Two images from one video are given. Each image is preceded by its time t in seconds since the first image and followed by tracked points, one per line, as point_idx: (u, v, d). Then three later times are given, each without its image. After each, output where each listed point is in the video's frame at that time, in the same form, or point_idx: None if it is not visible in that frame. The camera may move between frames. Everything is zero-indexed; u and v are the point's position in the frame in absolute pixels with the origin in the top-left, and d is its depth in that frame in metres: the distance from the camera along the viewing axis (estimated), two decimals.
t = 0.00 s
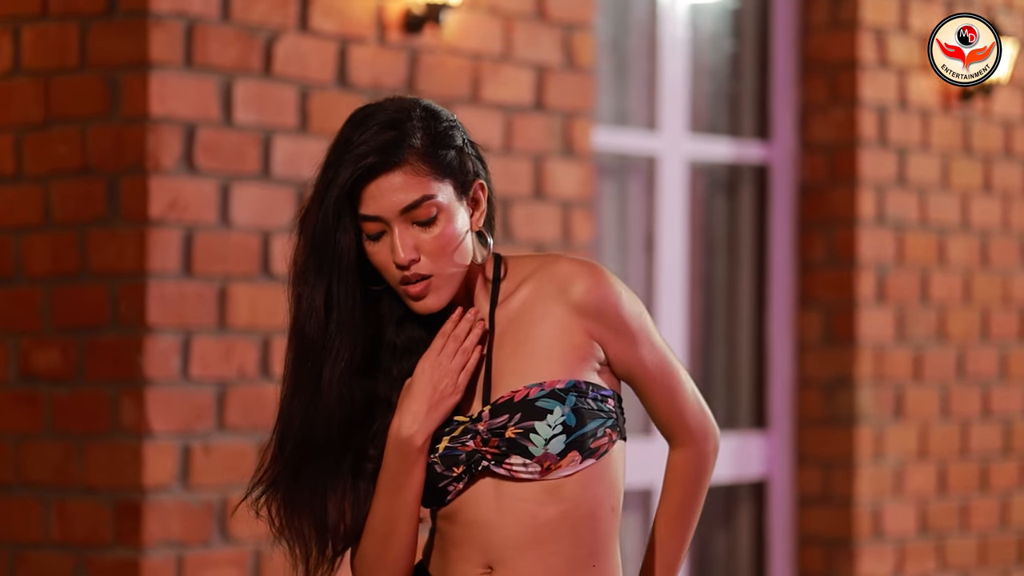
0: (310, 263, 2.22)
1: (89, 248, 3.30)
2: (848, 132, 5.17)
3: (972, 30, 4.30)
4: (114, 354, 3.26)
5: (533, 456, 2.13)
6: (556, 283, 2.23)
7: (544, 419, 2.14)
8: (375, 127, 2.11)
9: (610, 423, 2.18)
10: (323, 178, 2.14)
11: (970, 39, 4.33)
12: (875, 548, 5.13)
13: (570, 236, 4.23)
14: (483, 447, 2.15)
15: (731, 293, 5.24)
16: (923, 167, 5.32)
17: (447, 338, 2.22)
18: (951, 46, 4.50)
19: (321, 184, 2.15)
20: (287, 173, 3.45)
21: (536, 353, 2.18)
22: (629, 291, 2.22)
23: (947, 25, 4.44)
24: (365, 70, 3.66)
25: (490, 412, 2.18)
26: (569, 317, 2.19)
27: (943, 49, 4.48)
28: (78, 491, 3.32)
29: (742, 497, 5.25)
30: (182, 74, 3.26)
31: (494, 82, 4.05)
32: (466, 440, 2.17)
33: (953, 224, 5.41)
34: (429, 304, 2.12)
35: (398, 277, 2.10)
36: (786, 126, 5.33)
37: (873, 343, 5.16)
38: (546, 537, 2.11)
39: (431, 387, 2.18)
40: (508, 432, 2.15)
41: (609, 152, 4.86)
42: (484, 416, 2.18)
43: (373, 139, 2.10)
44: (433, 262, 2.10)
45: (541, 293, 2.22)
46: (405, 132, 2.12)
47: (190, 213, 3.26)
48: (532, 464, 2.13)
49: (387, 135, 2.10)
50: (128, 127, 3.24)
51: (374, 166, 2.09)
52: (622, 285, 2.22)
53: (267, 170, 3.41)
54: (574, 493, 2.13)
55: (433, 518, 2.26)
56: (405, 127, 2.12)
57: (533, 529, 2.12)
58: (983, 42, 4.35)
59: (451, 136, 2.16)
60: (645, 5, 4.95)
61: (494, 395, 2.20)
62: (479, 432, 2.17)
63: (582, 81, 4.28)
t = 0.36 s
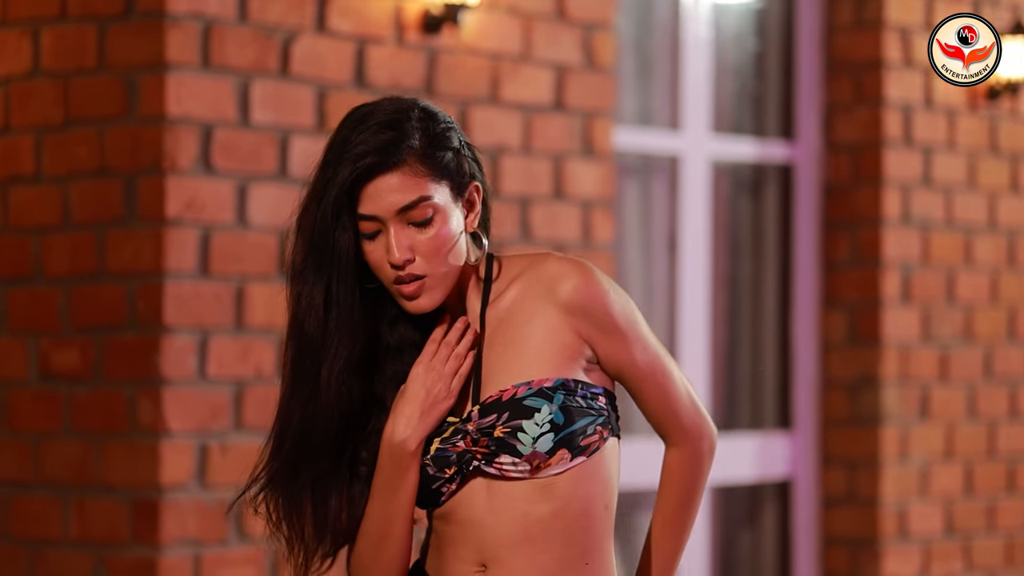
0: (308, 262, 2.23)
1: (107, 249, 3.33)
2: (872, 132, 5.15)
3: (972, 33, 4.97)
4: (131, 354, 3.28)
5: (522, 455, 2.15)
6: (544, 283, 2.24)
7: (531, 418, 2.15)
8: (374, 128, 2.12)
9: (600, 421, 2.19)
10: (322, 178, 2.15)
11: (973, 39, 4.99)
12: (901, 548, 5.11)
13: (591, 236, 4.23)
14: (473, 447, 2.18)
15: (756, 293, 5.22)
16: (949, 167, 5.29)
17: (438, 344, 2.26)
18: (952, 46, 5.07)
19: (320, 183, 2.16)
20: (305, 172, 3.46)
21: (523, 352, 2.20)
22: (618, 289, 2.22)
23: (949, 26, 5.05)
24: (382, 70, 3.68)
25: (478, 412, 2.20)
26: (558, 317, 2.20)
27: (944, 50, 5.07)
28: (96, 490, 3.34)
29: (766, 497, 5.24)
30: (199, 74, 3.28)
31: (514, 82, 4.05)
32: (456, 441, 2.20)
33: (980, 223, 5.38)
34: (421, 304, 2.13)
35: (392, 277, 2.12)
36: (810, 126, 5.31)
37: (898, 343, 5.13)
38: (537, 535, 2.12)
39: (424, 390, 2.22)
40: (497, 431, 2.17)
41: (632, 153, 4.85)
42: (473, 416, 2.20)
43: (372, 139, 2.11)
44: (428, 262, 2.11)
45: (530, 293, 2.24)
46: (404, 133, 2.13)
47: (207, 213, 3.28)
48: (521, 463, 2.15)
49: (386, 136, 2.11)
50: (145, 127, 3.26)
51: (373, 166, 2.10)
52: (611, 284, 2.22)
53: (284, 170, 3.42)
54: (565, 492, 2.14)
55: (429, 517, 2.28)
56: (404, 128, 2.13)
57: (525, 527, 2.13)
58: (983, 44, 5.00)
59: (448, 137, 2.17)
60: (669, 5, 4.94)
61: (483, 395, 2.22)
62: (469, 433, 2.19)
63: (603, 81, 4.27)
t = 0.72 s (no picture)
0: (319, 254, 2.23)
1: (136, 249, 3.35)
2: (907, 132, 5.11)
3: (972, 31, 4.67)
4: (159, 353, 3.30)
5: (525, 451, 2.14)
6: (545, 279, 2.23)
7: (534, 414, 2.15)
8: (386, 123, 2.14)
9: (604, 417, 2.17)
10: (334, 173, 2.15)
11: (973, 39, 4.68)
12: (937, 550, 5.08)
13: (621, 236, 4.22)
14: (477, 445, 2.18)
15: (791, 293, 5.19)
16: (985, 166, 5.26)
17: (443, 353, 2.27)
18: (950, 47, 4.77)
19: (332, 179, 2.16)
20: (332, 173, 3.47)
21: (526, 348, 2.19)
22: (620, 285, 2.22)
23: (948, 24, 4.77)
24: (410, 71, 3.70)
25: (482, 409, 2.19)
26: (560, 314, 2.20)
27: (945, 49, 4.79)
28: (125, 489, 3.36)
29: (802, 499, 5.20)
30: (226, 75, 3.30)
31: (542, 83, 4.06)
32: (461, 440, 2.20)
33: (1017, 223, 5.34)
34: (425, 301, 2.13)
35: (398, 272, 2.12)
36: (846, 126, 5.27)
37: (933, 344, 5.10)
38: (542, 530, 2.12)
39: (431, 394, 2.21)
40: (500, 429, 2.16)
41: (665, 153, 4.84)
42: (477, 413, 2.19)
43: (383, 133, 2.12)
44: (435, 259, 2.11)
45: (531, 290, 2.23)
46: (415, 128, 2.15)
47: (234, 213, 3.30)
48: (525, 460, 2.14)
49: (397, 130, 2.13)
50: (173, 128, 3.28)
51: (384, 161, 2.12)
52: (612, 280, 2.22)
53: (311, 170, 3.44)
54: (569, 487, 2.13)
55: (434, 516, 2.28)
56: (415, 123, 2.15)
57: (530, 523, 2.13)
58: (984, 44, 4.67)
59: (458, 134, 2.18)
60: (701, 6, 4.93)
61: (486, 392, 2.21)
62: (473, 431, 2.19)
63: (632, 81, 4.27)
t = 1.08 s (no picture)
0: (332, 238, 2.20)
1: (169, 249, 3.37)
2: (947, 132, 5.08)
3: (972, 32, 4.90)
4: (191, 353, 3.32)
5: (526, 446, 2.15)
6: (545, 275, 2.24)
7: (534, 409, 2.15)
8: (400, 111, 2.15)
9: (604, 411, 2.18)
10: (349, 159, 2.15)
11: (973, 38, 4.92)
12: (977, 552, 5.05)
13: (655, 237, 4.21)
14: (478, 441, 2.18)
15: (831, 296, 5.16)
16: None
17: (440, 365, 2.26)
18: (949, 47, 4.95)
19: (347, 165, 2.15)
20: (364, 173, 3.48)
21: (526, 344, 2.20)
22: (620, 280, 2.23)
23: (949, 24, 4.92)
24: (443, 71, 3.72)
25: (483, 406, 2.20)
26: (560, 309, 2.20)
27: (946, 48, 4.95)
28: (158, 488, 3.39)
29: (842, 502, 5.16)
30: (258, 76, 3.33)
31: (576, 84, 4.06)
32: (462, 438, 2.20)
33: None
34: (430, 291, 2.14)
35: (406, 261, 2.13)
36: (885, 128, 5.22)
37: (973, 345, 5.08)
38: (545, 524, 2.13)
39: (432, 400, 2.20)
40: (500, 425, 2.16)
41: (702, 154, 4.82)
42: (478, 410, 2.20)
43: (398, 121, 2.14)
44: (443, 249, 2.13)
45: (531, 286, 2.24)
46: (429, 116, 2.16)
47: (265, 214, 3.32)
48: (526, 455, 2.15)
49: (411, 118, 2.15)
50: (205, 129, 3.31)
51: (398, 148, 2.13)
52: (611, 274, 2.23)
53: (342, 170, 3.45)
54: (571, 482, 2.14)
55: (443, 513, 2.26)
56: (429, 113, 2.17)
57: (532, 517, 2.14)
58: (984, 44, 4.93)
59: (469, 127, 2.20)
60: (739, 7, 4.91)
61: (487, 388, 2.22)
62: (474, 428, 2.19)
63: (667, 82, 4.25)
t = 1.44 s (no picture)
0: (344, 221, 2.18)
1: (198, 251, 3.41)
2: (985, 132, 5.03)
3: (972, 32, 4.65)
4: (219, 352, 3.36)
5: (523, 446, 2.11)
6: (542, 274, 2.20)
7: (530, 409, 2.11)
8: (412, 98, 2.16)
9: (602, 410, 2.14)
10: (361, 141, 2.15)
11: (973, 38, 4.65)
12: (1014, 553, 5.01)
13: (686, 237, 4.21)
14: (476, 440, 2.16)
15: (869, 297, 5.15)
16: None
17: (436, 382, 2.22)
18: (950, 47, 4.71)
19: (359, 149, 2.16)
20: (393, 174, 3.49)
21: (522, 345, 2.15)
22: (617, 279, 2.18)
23: (949, 24, 4.67)
24: (472, 73, 3.75)
25: (481, 406, 2.16)
26: (557, 309, 2.16)
27: (945, 49, 4.70)
28: (187, 487, 3.42)
29: (878, 502, 5.14)
30: (286, 78, 3.36)
31: (606, 85, 4.06)
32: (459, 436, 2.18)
33: None
34: (430, 280, 2.12)
35: (409, 246, 2.13)
36: (923, 129, 5.18)
37: (1011, 346, 5.03)
38: (542, 523, 2.09)
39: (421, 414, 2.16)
40: (498, 424, 2.13)
41: (736, 154, 4.81)
42: (476, 410, 2.16)
43: (411, 106, 2.15)
44: (447, 237, 2.11)
45: (528, 285, 2.20)
46: (440, 104, 2.17)
47: (293, 215, 3.34)
48: (523, 454, 2.10)
49: (422, 104, 2.16)
50: (233, 131, 3.35)
51: (409, 132, 2.14)
52: (609, 273, 2.19)
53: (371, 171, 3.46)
54: (569, 480, 2.10)
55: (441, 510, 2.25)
56: (442, 101, 2.18)
57: (530, 515, 2.09)
58: (984, 43, 4.63)
59: (479, 121, 2.20)
60: (773, 8, 4.90)
61: (486, 387, 2.18)
62: (472, 426, 2.16)
63: (699, 83, 4.24)
